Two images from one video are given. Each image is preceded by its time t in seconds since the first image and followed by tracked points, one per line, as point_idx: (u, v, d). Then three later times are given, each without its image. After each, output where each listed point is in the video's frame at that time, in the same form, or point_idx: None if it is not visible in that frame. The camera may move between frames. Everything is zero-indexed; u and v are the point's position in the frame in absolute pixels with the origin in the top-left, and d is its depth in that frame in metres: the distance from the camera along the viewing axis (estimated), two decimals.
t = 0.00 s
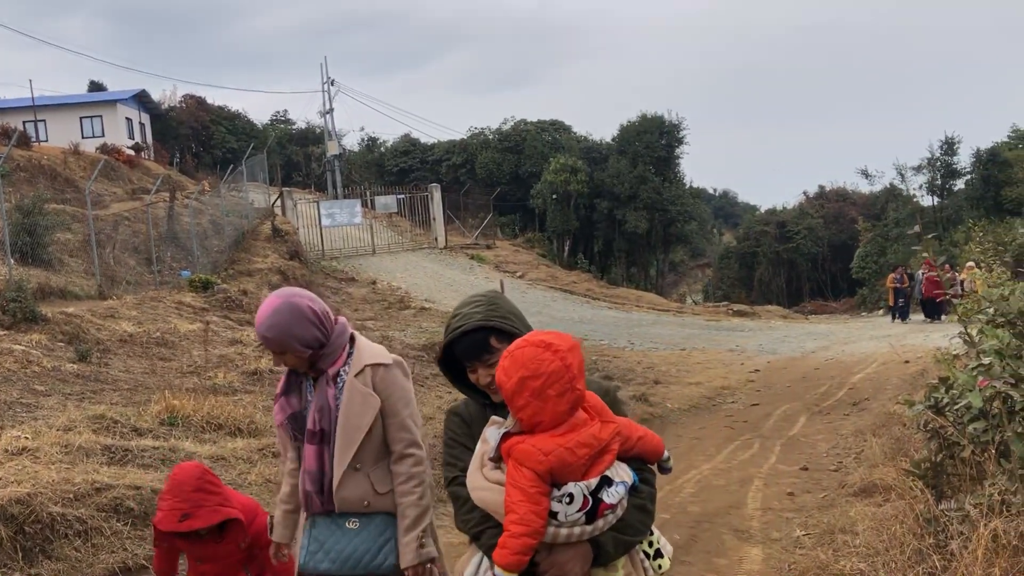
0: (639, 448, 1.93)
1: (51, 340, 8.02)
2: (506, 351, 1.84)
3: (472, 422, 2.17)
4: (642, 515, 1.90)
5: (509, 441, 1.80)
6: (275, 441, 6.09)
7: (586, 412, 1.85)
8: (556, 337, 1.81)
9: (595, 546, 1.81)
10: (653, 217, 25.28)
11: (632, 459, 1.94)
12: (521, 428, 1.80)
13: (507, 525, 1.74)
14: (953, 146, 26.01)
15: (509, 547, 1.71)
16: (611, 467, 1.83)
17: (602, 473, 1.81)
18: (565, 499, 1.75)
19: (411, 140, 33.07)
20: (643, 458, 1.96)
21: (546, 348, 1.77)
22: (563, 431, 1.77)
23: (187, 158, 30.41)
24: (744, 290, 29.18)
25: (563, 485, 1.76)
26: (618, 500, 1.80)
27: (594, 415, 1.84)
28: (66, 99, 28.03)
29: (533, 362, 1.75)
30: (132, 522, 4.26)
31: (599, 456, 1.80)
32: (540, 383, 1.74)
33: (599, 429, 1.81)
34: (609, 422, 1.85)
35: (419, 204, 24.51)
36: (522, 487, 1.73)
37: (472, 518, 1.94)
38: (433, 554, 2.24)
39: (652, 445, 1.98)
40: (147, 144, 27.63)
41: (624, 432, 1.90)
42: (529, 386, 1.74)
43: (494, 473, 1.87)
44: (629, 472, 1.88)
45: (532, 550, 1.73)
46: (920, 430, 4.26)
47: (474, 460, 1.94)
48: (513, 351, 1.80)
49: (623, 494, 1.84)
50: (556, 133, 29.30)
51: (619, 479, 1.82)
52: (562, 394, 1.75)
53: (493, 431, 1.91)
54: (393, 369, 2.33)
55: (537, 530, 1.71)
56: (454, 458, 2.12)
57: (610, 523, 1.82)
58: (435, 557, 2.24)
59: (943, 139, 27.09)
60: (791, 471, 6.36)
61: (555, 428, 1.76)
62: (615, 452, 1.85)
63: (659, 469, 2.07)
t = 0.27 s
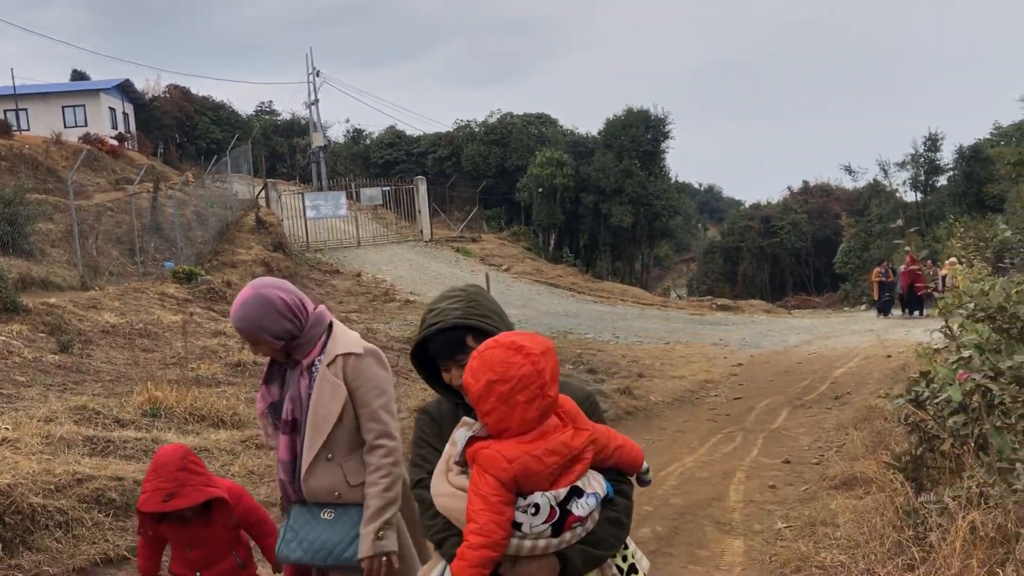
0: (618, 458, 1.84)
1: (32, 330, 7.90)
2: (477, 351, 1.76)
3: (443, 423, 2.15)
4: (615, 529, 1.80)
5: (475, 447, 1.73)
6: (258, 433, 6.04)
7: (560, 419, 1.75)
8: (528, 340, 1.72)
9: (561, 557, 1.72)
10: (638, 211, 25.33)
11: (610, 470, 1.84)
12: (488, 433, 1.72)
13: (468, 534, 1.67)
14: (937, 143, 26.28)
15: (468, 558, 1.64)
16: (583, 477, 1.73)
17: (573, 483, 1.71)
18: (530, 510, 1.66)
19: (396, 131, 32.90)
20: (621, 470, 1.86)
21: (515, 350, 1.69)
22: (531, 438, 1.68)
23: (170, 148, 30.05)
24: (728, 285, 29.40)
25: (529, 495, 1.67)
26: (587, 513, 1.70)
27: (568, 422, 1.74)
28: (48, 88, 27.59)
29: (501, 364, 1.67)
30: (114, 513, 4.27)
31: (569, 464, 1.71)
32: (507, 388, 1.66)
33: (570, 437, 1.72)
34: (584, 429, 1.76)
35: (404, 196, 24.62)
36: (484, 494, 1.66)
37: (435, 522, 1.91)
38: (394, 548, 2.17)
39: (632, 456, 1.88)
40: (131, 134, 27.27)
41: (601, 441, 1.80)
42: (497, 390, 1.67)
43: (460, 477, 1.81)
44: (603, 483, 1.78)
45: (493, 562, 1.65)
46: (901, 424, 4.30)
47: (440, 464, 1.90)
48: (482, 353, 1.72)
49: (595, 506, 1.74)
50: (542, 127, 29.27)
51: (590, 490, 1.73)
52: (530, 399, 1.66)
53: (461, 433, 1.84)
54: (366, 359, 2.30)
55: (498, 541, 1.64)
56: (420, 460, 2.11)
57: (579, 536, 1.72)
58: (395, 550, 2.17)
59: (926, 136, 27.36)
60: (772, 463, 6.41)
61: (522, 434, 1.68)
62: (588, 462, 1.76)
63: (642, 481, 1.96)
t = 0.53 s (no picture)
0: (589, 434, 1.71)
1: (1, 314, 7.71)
2: (437, 321, 1.61)
3: (406, 394, 1.98)
4: (581, 506, 1.65)
5: (433, 419, 1.59)
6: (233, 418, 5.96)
7: (525, 390, 1.61)
8: (493, 309, 1.58)
9: (521, 535, 1.58)
10: (616, 200, 25.37)
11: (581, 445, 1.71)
12: (446, 404, 1.58)
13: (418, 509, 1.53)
14: (911, 134, 26.65)
15: (417, 534, 1.50)
16: (547, 451, 1.60)
17: (535, 457, 1.57)
18: (486, 485, 1.52)
19: (375, 117, 32.57)
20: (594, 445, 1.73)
21: (480, 321, 1.54)
22: (495, 411, 1.54)
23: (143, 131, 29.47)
24: (704, 274, 29.66)
25: (486, 469, 1.53)
26: (549, 489, 1.56)
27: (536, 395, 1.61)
28: (18, 67, 26.86)
29: (465, 335, 1.52)
30: (85, 497, 4.20)
31: (534, 439, 1.57)
32: (470, 359, 1.51)
33: (535, 410, 1.58)
34: (552, 402, 1.62)
35: (381, 181, 24.46)
36: (438, 468, 1.52)
37: (392, 498, 1.76)
38: (356, 525, 2.14)
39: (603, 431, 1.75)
40: (104, 116, 26.69)
41: (569, 414, 1.66)
42: (459, 361, 1.52)
43: (416, 450, 1.66)
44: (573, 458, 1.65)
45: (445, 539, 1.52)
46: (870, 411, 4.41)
47: (399, 435, 1.75)
48: (443, 322, 1.57)
49: (558, 482, 1.60)
50: (521, 113, 29.15)
51: (554, 464, 1.59)
52: (495, 372, 1.52)
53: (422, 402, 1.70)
54: (324, 340, 2.27)
55: (451, 517, 1.50)
56: (382, 434, 1.95)
57: (540, 513, 1.59)
58: (358, 528, 2.14)
59: (900, 128, 27.74)
60: (746, 450, 6.49)
61: (482, 407, 1.54)
62: (554, 436, 1.62)
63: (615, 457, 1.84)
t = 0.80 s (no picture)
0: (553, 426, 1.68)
1: None
2: (400, 302, 1.56)
3: (363, 381, 1.89)
4: (544, 503, 1.62)
5: (389, 410, 1.55)
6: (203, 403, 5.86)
7: (488, 383, 1.57)
8: (459, 295, 1.53)
9: (480, 535, 1.55)
10: (587, 186, 25.40)
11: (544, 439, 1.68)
12: (405, 396, 1.54)
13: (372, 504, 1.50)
14: (879, 124, 27.10)
15: (369, 532, 1.47)
16: (507, 445, 1.56)
17: (494, 452, 1.53)
18: (442, 482, 1.49)
19: (345, 99, 32.06)
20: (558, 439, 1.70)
21: (443, 306, 1.49)
22: (453, 405, 1.50)
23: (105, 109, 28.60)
24: (674, 261, 29.91)
25: (442, 465, 1.49)
26: (507, 486, 1.52)
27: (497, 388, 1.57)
28: None
29: (426, 321, 1.48)
30: (49, 480, 4.08)
31: (494, 432, 1.54)
32: (430, 349, 1.47)
33: (495, 404, 1.54)
34: (515, 395, 1.59)
35: (352, 164, 24.15)
36: (392, 463, 1.48)
37: (346, 492, 1.69)
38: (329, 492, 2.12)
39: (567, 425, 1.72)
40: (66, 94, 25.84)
41: (532, 408, 1.63)
42: (420, 351, 1.47)
43: (370, 443, 1.63)
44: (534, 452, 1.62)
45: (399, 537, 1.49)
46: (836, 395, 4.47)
47: (353, 429, 1.70)
48: (405, 307, 1.52)
49: (519, 479, 1.56)
50: (493, 98, 28.94)
51: (514, 460, 1.54)
52: (457, 363, 1.47)
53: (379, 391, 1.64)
54: (262, 320, 2.28)
55: (404, 516, 1.47)
56: (337, 425, 1.85)
57: (499, 509, 1.55)
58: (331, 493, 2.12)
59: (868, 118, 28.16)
60: (713, 434, 6.57)
61: (441, 400, 1.49)
62: (518, 429, 1.59)
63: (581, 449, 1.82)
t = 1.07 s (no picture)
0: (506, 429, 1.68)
1: None
2: (348, 306, 1.51)
3: (295, 391, 1.85)
4: (500, 508, 1.62)
5: (338, 423, 1.50)
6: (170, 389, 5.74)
7: (440, 389, 1.55)
8: (413, 297, 1.49)
9: (437, 549, 1.53)
10: (557, 174, 25.42)
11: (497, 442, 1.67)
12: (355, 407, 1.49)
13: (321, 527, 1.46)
14: (845, 115, 27.57)
15: (321, 558, 1.42)
16: (462, 454, 1.54)
17: (450, 462, 1.52)
18: (397, 498, 1.46)
19: (314, 83, 31.53)
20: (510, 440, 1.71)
21: (399, 309, 1.46)
22: (408, 415, 1.47)
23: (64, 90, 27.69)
24: (642, 249, 30.15)
25: (396, 480, 1.46)
26: (465, 497, 1.51)
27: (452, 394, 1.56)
28: None
29: (381, 326, 1.44)
30: (11, 467, 3.98)
31: (449, 440, 1.52)
32: (385, 357, 1.44)
33: (450, 411, 1.52)
34: (469, 400, 1.58)
35: (320, 150, 23.74)
36: (343, 482, 1.44)
37: (288, 511, 1.64)
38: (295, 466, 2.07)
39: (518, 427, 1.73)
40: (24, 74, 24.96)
41: (484, 410, 1.62)
42: (373, 358, 1.43)
43: (312, 460, 1.57)
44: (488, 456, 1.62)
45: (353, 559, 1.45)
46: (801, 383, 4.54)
47: (290, 443, 1.64)
48: (357, 310, 1.46)
49: (475, 487, 1.55)
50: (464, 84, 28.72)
51: (470, 469, 1.53)
52: (413, 370, 1.45)
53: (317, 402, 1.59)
54: (212, 311, 2.27)
55: (358, 537, 1.43)
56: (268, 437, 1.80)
57: (456, 521, 1.54)
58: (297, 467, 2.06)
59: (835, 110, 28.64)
60: (679, 421, 6.65)
61: (394, 410, 1.46)
62: (471, 435, 1.58)
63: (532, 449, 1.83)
